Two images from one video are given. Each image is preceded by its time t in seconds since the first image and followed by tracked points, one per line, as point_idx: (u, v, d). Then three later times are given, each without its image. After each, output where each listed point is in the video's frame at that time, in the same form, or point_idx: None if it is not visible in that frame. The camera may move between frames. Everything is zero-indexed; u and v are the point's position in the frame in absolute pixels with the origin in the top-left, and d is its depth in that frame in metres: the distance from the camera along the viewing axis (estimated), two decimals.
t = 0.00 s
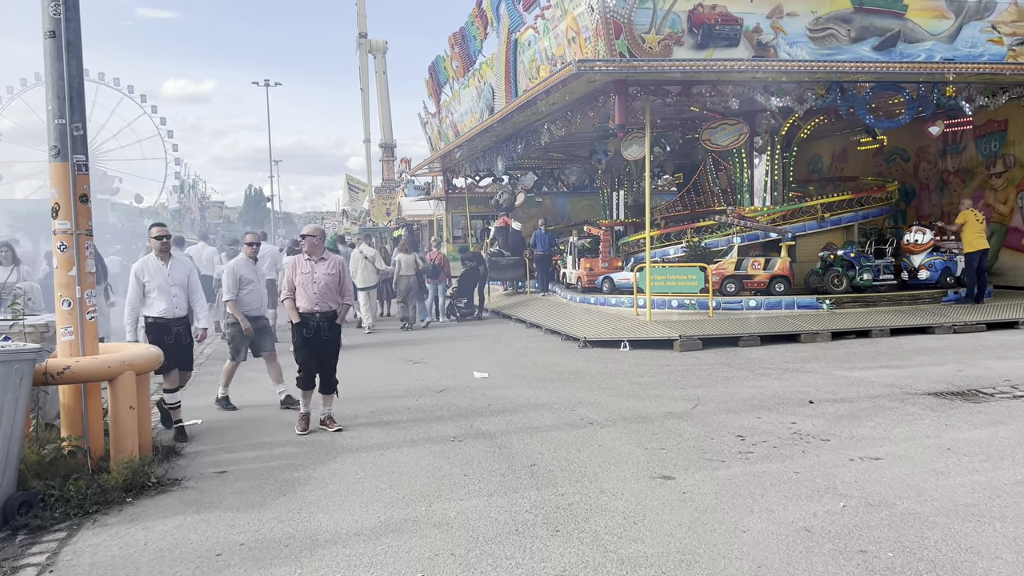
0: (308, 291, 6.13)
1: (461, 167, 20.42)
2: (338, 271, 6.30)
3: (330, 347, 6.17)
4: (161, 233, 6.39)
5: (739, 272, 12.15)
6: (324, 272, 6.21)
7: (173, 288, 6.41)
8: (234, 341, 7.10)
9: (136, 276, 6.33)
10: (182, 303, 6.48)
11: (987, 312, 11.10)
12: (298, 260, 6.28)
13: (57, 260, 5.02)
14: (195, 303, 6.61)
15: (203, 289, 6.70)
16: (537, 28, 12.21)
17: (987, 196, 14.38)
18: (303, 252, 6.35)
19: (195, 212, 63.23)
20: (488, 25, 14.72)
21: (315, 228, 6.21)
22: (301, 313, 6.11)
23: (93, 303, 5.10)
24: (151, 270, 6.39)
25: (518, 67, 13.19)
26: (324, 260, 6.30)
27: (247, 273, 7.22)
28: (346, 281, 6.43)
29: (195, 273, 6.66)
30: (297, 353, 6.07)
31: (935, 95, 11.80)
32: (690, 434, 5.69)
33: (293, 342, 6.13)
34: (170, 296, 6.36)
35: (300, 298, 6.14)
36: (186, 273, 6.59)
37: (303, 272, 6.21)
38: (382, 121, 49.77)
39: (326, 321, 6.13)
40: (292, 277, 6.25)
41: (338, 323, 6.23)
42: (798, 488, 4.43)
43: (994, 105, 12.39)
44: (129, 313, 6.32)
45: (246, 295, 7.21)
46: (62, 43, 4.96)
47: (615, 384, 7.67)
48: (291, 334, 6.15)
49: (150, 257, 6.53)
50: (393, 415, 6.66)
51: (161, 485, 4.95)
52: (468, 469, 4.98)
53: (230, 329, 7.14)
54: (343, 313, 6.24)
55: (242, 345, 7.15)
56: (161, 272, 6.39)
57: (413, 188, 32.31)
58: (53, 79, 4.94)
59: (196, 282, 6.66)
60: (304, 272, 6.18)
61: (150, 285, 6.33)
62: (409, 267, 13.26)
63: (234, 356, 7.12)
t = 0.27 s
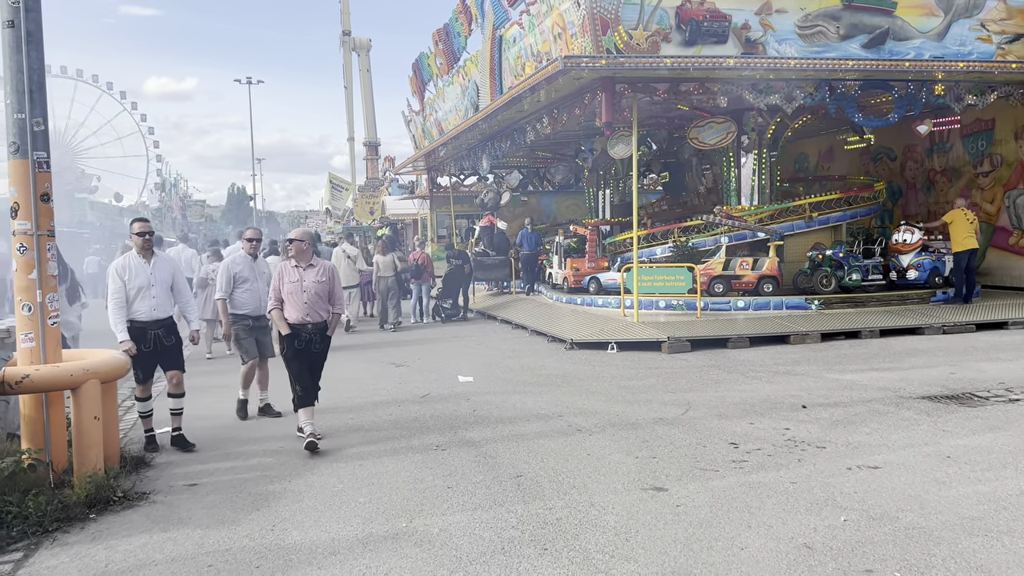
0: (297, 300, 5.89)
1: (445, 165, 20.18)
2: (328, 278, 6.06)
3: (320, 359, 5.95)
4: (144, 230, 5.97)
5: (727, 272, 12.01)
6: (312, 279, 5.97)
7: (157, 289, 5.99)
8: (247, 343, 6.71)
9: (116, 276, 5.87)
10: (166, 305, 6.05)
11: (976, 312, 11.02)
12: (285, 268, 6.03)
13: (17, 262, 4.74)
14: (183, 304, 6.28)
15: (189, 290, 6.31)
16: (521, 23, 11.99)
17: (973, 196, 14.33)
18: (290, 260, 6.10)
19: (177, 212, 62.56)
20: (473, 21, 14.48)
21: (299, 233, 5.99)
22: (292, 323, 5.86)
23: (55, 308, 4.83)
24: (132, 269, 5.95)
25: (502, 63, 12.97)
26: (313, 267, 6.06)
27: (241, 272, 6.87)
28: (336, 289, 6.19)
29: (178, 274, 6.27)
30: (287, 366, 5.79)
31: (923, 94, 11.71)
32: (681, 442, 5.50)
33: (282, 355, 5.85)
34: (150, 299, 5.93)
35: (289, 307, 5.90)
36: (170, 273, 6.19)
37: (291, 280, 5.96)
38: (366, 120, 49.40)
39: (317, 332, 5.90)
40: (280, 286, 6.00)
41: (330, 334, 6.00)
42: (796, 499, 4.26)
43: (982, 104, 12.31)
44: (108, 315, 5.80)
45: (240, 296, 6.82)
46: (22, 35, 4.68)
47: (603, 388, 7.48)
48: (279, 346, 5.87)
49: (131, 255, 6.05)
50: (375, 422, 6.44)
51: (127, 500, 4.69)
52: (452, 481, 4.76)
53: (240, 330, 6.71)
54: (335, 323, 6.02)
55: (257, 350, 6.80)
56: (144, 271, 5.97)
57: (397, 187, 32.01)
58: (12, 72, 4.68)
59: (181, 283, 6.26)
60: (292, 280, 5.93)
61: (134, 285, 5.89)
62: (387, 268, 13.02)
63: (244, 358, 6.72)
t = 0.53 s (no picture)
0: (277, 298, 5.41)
1: (427, 162, 19.90)
2: (308, 273, 5.60)
3: (304, 360, 5.47)
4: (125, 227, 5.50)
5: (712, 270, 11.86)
6: (292, 274, 5.50)
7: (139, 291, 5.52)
8: (236, 347, 6.34)
9: (94, 276, 5.40)
10: (149, 308, 5.58)
11: (962, 310, 10.93)
12: (262, 263, 5.52)
13: None
14: (167, 309, 5.76)
15: (173, 292, 5.83)
16: (503, 16, 11.75)
17: (957, 193, 14.27)
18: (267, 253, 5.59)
19: (156, 210, 61.76)
20: (454, 15, 14.23)
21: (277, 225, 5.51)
22: (269, 323, 5.37)
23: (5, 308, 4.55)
24: (111, 269, 5.50)
25: (484, 57, 12.72)
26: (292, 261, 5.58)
27: (224, 274, 6.44)
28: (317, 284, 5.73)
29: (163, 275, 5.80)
30: (266, 373, 5.32)
31: (908, 89, 11.60)
32: (668, 444, 5.30)
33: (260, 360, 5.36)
34: (128, 301, 5.46)
35: (269, 305, 5.41)
36: (153, 274, 5.72)
37: (268, 276, 5.47)
38: (348, 118, 48.98)
39: (298, 331, 5.40)
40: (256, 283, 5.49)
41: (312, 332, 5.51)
42: (788, 506, 4.06)
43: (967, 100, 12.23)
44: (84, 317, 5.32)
45: (223, 300, 6.42)
46: None
47: (587, 389, 7.27)
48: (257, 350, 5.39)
49: (110, 253, 5.58)
50: (350, 425, 6.18)
51: (83, 511, 4.42)
52: (429, 487, 4.53)
53: (229, 333, 6.33)
54: (317, 322, 5.54)
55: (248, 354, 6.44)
56: (124, 271, 5.51)
57: (378, 184, 31.68)
58: None
59: (166, 285, 5.79)
60: (269, 276, 5.45)
61: (113, 286, 5.43)
62: (362, 266, 12.78)
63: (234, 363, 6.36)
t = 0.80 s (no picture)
0: (253, 305, 4.94)
1: (404, 160, 19.60)
2: (285, 280, 5.12)
3: (282, 370, 4.96)
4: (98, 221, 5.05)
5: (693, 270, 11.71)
6: (269, 281, 5.04)
7: (111, 292, 5.04)
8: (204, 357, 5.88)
9: (61, 276, 4.94)
10: (123, 311, 5.09)
11: (944, 310, 10.85)
12: (236, 264, 5.01)
13: None
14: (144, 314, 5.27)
15: (151, 293, 5.34)
16: (480, 11, 11.49)
17: (937, 193, 14.22)
18: (243, 253, 5.07)
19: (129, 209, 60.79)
20: (430, 10, 13.96)
21: (258, 225, 4.97)
22: (239, 333, 4.91)
23: None
24: (80, 268, 5.02)
25: (461, 53, 12.46)
26: (269, 265, 5.09)
27: (202, 275, 6.07)
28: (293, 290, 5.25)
29: (139, 275, 5.31)
30: (237, 387, 4.91)
31: (890, 88, 11.50)
32: (651, 456, 5.08)
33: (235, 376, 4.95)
34: (102, 304, 4.99)
35: (243, 312, 4.93)
36: (129, 274, 5.23)
37: (243, 281, 4.97)
38: (325, 116, 48.46)
39: (271, 341, 4.93)
40: (228, 286, 4.97)
41: (288, 343, 5.04)
42: (778, 523, 3.86)
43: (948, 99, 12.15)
44: (50, 320, 4.86)
45: (202, 302, 6.05)
46: None
47: (567, 395, 7.04)
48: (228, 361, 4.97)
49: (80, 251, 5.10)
50: (320, 436, 5.90)
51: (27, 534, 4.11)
52: (400, 505, 4.28)
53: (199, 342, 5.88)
54: (293, 332, 5.08)
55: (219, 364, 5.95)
56: (95, 271, 5.03)
57: (355, 184, 31.30)
58: None
59: (142, 286, 5.29)
60: (246, 281, 4.96)
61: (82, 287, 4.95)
62: (335, 266, 12.49)
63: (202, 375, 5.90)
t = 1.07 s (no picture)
0: (239, 310, 4.41)
1: (377, 157, 19.28)
2: (274, 282, 4.60)
3: (270, 382, 4.42)
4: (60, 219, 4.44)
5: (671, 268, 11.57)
6: (257, 282, 4.50)
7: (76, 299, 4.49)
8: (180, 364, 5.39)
9: (19, 283, 4.42)
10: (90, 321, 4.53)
11: (922, 308, 10.81)
12: (221, 262, 4.45)
13: None
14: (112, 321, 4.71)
15: (121, 299, 4.75)
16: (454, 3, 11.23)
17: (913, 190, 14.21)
18: (228, 250, 4.52)
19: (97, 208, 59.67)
20: (402, 3, 13.67)
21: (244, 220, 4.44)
22: (222, 341, 4.36)
23: None
24: (40, 272, 4.46)
25: (434, 47, 12.18)
26: (257, 265, 4.55)
27: (182, 276, 5.58)
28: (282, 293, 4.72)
29: (107, 279, 4.72)
30: (217, 399, 4.43)
31: (867, 84, 11.42)
32: (633, 460, 4.88)
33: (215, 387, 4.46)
34: (66, 312, 4.43)
35: (228, 317, 4.39)
36: (95, 279, 4.65)
37: (228, 282, 4.43)
38: (298, 113, 47.89)
39: (258, 350, 4.40)
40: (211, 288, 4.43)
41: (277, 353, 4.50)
42: (767, 532, 3.67)
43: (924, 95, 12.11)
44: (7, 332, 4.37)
45: (181, 305, 5.56)
46: None
47: (545, 396, 6.83)
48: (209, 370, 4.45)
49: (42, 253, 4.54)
50: (287, 442, 5.63)
51: None
52: (370, 517, 4.05)
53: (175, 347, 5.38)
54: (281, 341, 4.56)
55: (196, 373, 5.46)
56: (57, 276, 4.48)
57: (328, 181, 30.88)
58: None
59: (110, 292, 4.71)
60: (231, 281, 4.43)
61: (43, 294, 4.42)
62: (304, 264, 12.24)
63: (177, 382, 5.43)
